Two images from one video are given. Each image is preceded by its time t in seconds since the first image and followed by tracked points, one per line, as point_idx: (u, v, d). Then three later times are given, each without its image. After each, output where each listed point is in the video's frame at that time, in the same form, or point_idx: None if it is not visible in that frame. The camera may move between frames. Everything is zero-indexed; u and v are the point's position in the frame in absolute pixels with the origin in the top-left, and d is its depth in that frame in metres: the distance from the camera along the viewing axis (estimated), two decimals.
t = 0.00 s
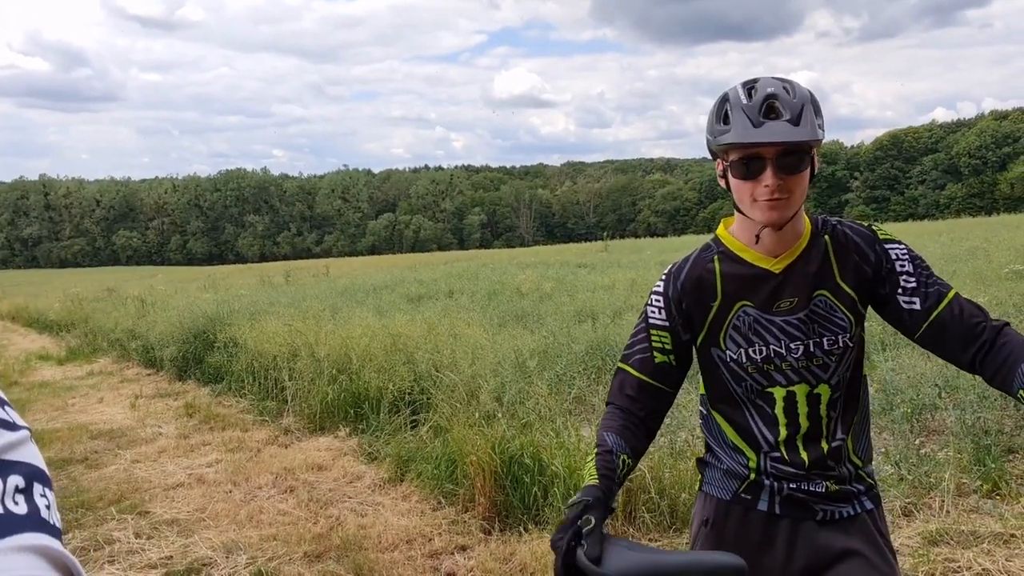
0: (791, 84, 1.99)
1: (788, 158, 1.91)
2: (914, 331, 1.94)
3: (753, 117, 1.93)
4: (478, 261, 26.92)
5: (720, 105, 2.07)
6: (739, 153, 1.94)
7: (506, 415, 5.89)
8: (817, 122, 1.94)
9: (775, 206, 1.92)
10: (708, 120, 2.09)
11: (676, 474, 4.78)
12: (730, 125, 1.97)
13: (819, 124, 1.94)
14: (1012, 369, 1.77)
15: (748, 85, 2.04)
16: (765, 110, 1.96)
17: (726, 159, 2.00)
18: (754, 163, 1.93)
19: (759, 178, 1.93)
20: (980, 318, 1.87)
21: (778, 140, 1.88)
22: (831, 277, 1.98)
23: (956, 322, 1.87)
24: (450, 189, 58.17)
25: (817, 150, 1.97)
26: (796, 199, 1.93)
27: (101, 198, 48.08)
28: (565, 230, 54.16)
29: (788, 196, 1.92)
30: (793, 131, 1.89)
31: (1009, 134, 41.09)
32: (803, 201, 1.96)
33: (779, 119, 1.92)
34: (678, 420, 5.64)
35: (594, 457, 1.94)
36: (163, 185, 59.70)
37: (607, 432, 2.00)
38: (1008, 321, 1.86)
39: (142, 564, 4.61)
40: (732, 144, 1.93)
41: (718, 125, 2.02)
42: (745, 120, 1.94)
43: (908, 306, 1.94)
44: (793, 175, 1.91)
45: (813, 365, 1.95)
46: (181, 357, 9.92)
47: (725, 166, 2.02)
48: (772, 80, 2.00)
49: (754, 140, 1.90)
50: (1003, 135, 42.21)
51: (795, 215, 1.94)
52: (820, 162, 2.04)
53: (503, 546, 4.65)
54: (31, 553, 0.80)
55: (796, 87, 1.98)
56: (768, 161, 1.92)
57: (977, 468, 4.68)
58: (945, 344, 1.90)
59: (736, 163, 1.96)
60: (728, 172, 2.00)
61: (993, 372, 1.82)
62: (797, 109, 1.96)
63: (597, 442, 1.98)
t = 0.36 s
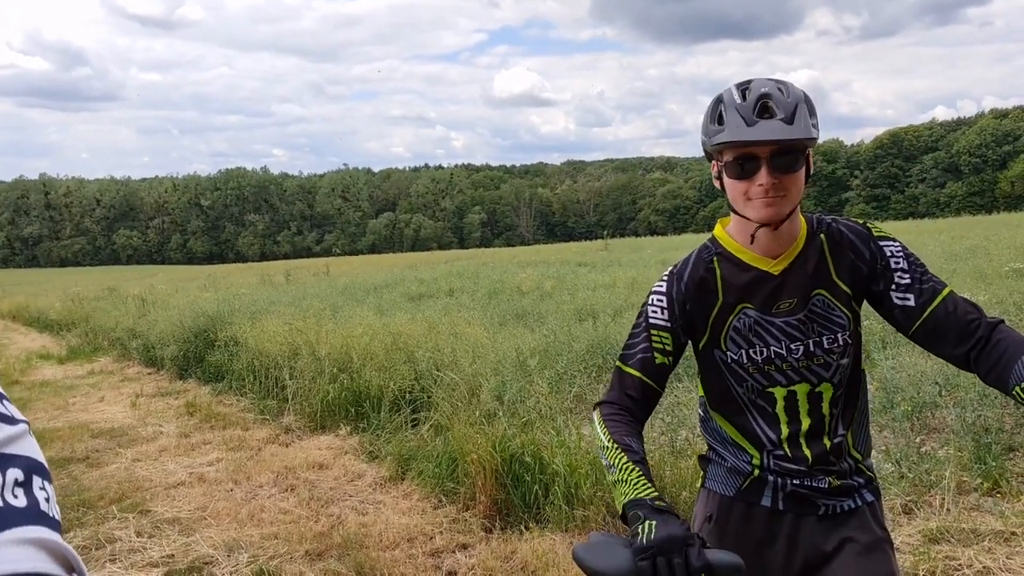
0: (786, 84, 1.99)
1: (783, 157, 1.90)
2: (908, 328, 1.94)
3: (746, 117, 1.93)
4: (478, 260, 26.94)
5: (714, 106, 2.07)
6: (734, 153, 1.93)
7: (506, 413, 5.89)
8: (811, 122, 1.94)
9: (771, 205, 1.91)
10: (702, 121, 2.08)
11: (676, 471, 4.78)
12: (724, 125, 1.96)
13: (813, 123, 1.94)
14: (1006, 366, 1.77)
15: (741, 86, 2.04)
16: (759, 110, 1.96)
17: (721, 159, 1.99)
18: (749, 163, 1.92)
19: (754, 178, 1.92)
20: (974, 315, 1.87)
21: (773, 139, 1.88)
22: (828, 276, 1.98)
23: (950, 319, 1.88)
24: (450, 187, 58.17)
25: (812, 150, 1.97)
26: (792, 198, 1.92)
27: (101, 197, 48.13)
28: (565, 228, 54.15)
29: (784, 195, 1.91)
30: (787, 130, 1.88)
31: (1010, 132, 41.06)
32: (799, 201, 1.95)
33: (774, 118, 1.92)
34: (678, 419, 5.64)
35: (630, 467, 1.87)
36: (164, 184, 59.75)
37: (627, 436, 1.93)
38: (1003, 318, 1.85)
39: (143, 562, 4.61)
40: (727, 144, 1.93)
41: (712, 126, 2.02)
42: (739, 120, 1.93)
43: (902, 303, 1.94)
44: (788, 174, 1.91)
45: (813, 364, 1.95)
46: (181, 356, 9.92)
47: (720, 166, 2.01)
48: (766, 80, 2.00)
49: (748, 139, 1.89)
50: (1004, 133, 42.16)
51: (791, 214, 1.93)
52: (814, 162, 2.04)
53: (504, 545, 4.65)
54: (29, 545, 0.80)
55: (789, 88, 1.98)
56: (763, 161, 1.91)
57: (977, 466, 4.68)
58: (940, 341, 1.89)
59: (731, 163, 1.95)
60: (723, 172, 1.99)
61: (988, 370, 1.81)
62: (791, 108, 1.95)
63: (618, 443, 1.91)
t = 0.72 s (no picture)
0: (794, 87, 1.98)
1: (789, 161, 1.90)
2: (910, 329, 1.94)
3: (755, 120, 1.92)
4: (478, 261, 26.90)
5: (721, 107, 2.06)
6: (741, 157, 1.93)
7: (507, 413, 5.89)
8: (820, 125, 1.94)
9: (777, 209, 1.90)
10: (708, 122, 2.08)
11: (678, 471, 4.78)
12: (731, 128, 1.96)
13: (821, 127, 1.94)
14: (1010, 366, 1.76)
15: (750, 86, 2.03)
16: (767, 113, 1.95)
17: (728, 162, 1.99)
18: (756, 166, 1.92)
19: (760, 182, 1.92)
20: (976, 316, 1.87)
21: (781, 145, 1.87)
22: (830, 278, 1.98)
23: (952, 320, 1.88)
24: (450, 187, 58.15)
25: (819, 153, 1.97)
26: (799, 202, 1.92)
27: (101, 197, 48.07)
28: (565, 228, 54.13)
29: (791, 199, 1.91)
30: (796, 135, 1.88)
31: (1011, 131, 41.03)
32: (805, 204, 1.95)
33: (781, 123, 1.92)
34: (678, 418, 5.66)
35: (631, 469, 1.86)
36: (164, 184, 59.74)
37: (631, 436, 1.92)
38: (1004, 318, 1.85)
39: (145, 562, 4.61)
40: (734, 148, 1.92)
41: (719, 128, 2.01)
42: (747, 124, 1.93)
43: (904, 304, 1.94)
44: (795, 178, 1.91)
45: (815, 366, 1.95)
46: (181, 356, 9.91)
47: (726, 168, 2.01)
48: (774, 82, 1.99)
49: (756, 145, 1.89)
50: (1004, 132, 42.05)
51: (797, 218, 1.93)
52: (820, 165, 2.04)
53: (505, 544, 4.65)
54: (40, 538, 0.97)
55: (799, 90, 1.98)
56: (769, 165, 1.91)
57: (977, 465, 4.67)
58: (941, 341, 1.89)
59: (738, 167, 1.95)
60: (729, 175, 1.99)
61: (991, 370, 1.81)
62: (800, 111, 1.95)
63: (621, 444, 1.91)
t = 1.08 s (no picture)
0: (787, 85, 2.00)
1: (784, 158, 1.92)
2: (907, 327, 1.97)
3: (749, 118, 1.95)
4: (477, 260, 26.98)
5: (716, 106, 2.09)
6: (735, 154, 1.96)
7: (506, 412, 5.90)
8: (813, 122, 1.96)
9: (772, 206, 1.93)
10: (703, 121, 2.11)
11: (676, 469, 4.80)
12: (725, 127, 1.99)
13: (815, 124, 1.96)
14: (1006, 363, 1.78)
15: (744, 86, 2.06)
16: (761, 111, 1.98)
17: (723, 161, 2.01)
18: (750, 164, 1.95)
19: (755, 179, 1.95)
20: (973, 313, 1.89)
21: (774, 142, 1.90)
22: (826, 276, 2.00)
23: (948, 317, 1.90)
24: (448, 187, 58.20)
25: (813, 150, 1.99)
26: (793, 199, 1.94)
27: (101, 197, 48.02)
28: (564, 228, 54.21)
29: (785, 197, 1.93)
30: (789, 132, 1.90)
31: (1008, 130, 41.13)
32: (800, 201, 1.97)
33: (775, 120, 1.94)
34: (677, 416, 5.68)
35: (632, 468, 1.88)
36: (164, 184, 59.80)
37: (632, 437, 1.94)
38: (1002, 316, 1.87)
39: (146, 561, 4.63)
40: (729, 146, 1.95)
41: (714, 128, 2.04)
42: (741, 122, 1.96)
43: (901, 302, 1.97)
44: (789, 175, 1.93)
45: (811, 364, 1.97)
46: (182, 356, 9.93)
47: (721, 167, 2.03)
48: (768, 81, 2.01)
49: (750, 142, 1.91)
50: (1002, 131, 42.13)
51: (792, 215, 1.96)
52: (815, 161, 2.05)
53: (505, 542, 4.67)
54: (52, 543, 0.89)
55: (793, 88, 2.00)
56: (764, 162, 1.93)
57: (974, 462, 4.69)
58: (938, 339, 1.91)
59: (733, 165, 1.97)
60: (725, 174, 2.02)
61: (988, 367, 1.83)
62: (793, 109, 1.97)
63: (622, 446, 1.93)
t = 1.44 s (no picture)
0: (787, 87, 1.98)
1: (783, 160, 1.91)
2: (905, 329, 1.95)
3: (747, 120, 1.93)
4: (472, 260, 26.98)
5: (716, 107, 2.06)
6: (735, 156, 1.94)
7: (503, 413, 5.87)
8: (812, 125, 1.94)
9: (771, 208, 1.91)
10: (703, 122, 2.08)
11: (675, 470, 4.78)
12: (725, 128, 1.97)
13: (814, 126, 1.94)
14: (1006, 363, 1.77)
15: (744, 87, 2.04)
16: (760, 113, 1.95)
17: (722, 162, 1.99)
18: (750, 166, 1.93)
19: (754, 180, 1.93)
20: (971, 314, 1.88)
21: (774, 144, 1.88)
22: (824, 277, 1.99)
23: (946, 319, 1.89)
24: (443, 187, 58.14)
25: (812, 152, 1.97)
26: (792, 201, 1.93)
27: (94, 198, 47.72)
28: (558, 228, 54.24)
29: (783, 199, 1.92)
30: (788, 134, 1.89)
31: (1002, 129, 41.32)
32: (799, 203, 1.96)
33: (774, 122, 1.92)
34: (674, 416, 5.67)
35: (630, 471, 1.86)
36: (157, 185, 59.66)
37: (631, 438, 1.92)
38: (1001, 317, 1.86)
39: (141, 564, 4.59)
40: (728, 147, 1.93)
41: (713, 129, 2.02)
42: (740, 124, 1.94)
43: (899, 303, 1.95)
44: (788, 177, 1.91)
45: (807, 364, 1.96)
46: (176, 357, 9.87)
47: (721, 169, 2.02)
48: (768, 82, 1.99)
49: (749, 144, 1.90)
50: (996, 129, 42.27)
51: (790, 217, 1.94)
52: (814, 163, 2.04)
53: (502, 543, 4.65)
54: (75, 555, 0.75)
55: (792, 90, 1.98)
56: (763, 163, 1.92)
57: (970, 462, 4.69)
58: (937, 341, 1.90)
59: (733, 166, 1.95)
60: (724, 175, 2.00)
61: (987, 368, 1.82)
62: (793, 111, 1.95)
63: (622, 447, 1.90)
